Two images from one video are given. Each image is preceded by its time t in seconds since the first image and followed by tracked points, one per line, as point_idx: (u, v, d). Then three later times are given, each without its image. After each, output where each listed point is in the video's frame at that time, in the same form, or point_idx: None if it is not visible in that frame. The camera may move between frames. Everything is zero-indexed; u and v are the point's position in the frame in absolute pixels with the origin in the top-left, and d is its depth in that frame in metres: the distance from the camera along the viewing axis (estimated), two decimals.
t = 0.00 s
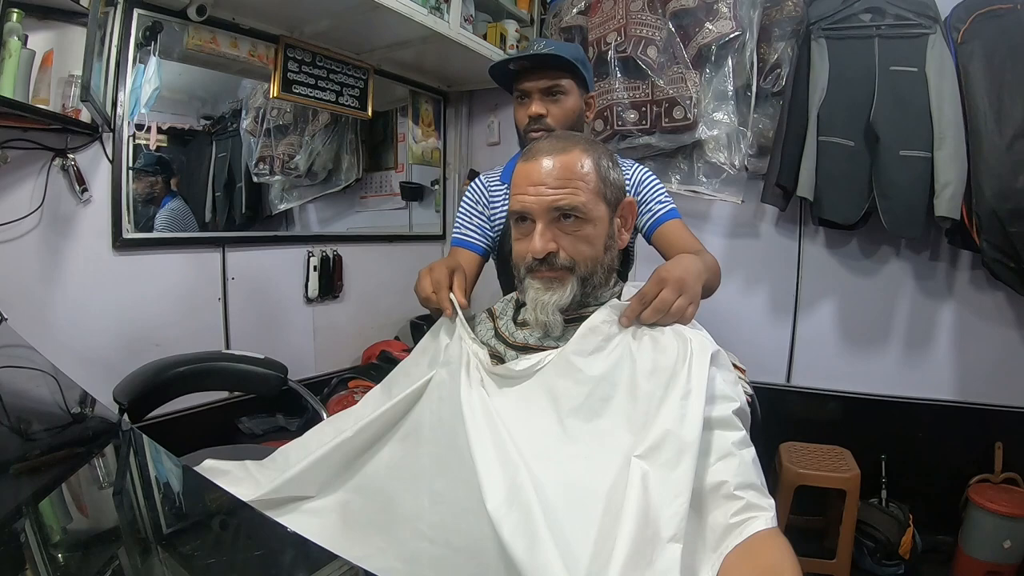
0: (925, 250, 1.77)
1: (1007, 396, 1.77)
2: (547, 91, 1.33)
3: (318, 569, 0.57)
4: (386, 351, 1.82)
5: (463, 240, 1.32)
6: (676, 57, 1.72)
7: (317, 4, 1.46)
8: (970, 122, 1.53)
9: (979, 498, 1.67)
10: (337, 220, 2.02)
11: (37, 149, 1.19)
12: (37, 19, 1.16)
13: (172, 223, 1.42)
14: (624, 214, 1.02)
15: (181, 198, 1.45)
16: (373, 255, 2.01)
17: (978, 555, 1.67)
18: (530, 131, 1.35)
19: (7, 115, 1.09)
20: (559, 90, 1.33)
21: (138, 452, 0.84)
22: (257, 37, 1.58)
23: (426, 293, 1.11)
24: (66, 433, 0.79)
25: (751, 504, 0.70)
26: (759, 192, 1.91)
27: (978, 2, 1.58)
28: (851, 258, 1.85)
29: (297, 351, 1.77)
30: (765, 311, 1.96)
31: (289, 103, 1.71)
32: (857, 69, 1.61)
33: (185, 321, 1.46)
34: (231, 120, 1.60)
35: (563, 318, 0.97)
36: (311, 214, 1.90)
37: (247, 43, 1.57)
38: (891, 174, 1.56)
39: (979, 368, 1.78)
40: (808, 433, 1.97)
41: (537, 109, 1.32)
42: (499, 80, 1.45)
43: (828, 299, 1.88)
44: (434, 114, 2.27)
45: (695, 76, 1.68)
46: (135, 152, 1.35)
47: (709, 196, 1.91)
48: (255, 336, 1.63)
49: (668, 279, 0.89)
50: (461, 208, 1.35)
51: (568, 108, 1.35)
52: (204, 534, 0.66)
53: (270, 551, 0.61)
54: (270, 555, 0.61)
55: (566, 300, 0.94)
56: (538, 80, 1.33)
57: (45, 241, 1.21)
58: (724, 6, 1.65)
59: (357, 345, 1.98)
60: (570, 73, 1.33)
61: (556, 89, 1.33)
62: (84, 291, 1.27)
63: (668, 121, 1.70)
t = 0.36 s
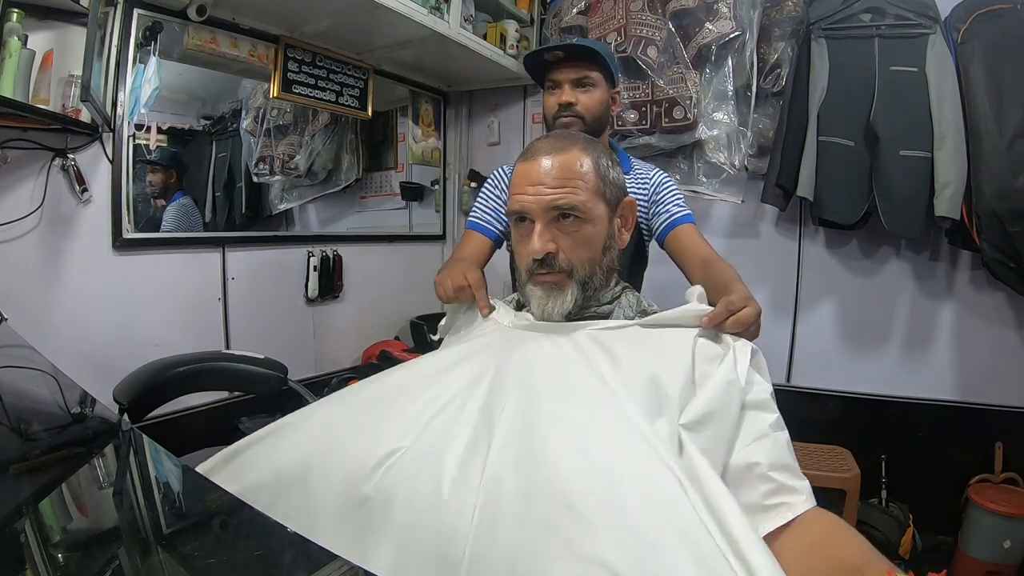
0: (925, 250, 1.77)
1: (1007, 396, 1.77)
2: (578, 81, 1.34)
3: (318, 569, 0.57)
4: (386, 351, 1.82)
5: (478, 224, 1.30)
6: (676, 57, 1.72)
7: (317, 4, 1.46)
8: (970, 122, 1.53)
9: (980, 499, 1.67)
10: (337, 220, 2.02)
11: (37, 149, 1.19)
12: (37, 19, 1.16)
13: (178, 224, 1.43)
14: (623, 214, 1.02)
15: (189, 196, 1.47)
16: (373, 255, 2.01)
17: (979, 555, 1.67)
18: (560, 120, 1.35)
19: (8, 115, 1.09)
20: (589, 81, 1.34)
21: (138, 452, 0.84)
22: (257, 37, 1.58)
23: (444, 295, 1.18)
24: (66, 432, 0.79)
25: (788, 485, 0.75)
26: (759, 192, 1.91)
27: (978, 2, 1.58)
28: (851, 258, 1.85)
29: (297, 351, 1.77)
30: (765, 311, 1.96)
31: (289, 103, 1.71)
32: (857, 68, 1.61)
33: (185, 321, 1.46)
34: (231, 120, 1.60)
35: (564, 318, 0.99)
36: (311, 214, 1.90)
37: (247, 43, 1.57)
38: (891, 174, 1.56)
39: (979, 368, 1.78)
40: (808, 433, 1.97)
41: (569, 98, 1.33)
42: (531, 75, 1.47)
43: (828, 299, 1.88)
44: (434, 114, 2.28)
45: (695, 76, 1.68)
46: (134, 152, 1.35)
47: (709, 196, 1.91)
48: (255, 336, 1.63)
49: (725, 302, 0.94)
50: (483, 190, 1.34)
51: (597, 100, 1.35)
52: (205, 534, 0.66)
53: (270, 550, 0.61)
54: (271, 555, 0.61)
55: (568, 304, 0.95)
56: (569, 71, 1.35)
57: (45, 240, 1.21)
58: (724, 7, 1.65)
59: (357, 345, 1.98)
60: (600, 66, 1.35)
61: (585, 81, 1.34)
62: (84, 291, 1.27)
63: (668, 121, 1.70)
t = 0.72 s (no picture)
0: (925, 250, 1.77)
1: (1007, 396, 1.77)
2: (606, 83, 1.39)
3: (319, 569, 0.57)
4: (385, 352, 1.82)
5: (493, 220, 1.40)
6: (677, 57, 1.72)
7: (317, 4, 1.46)
8: (970, 122, 1.53)
9: (980, 499, 1.67)
10: (337, 220, 2.02)
11: (37, 149, 1.19)
12: (37, 19, 1.16)
13: (181, 222, 1.45)
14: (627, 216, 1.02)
15: (191, 196, 1.48)
16: (372, 255, 2.01)
17: (979, 556, 1.67)
18: (591, 118, 1.39)
19: (8, 115, 1.09)
20: (618, 82, 1.38)
21: (138, 453, 0.84)
22: (257, 37, 1.58)
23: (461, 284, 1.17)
24: (67, 432, 0.79)
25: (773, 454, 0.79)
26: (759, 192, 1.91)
27: (978, 2, 1.58)
28: (851, 258, 1.85)
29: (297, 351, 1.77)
30: (765, 311, 1.96)
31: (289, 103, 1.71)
32: (857, 68, 1.61)
33: (185, 321, 1.46)
34: (231, 120, 1.60)
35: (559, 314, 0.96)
36: (311, 214, 1.89)
37: (247, 43, 1.57)
38: (891, 174, 1.56)
39: (979, 368, 1.78)
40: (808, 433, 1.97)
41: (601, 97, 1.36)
42: (560, 74, 1.50)
43: (828, 299, 1.88)
44: (434, 114, 2.28)
45: (695, 76, 1.68)
46: (134, 152, 1.35)
47: (709, 196, 1.91)
48: (255, 337, 1.63)
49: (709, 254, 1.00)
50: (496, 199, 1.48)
51: (625, 100, 1.39)
52: (205, 534, 0.66)
53: (271, 550, 0.61)
54: (270, 556, 0.61)
55: (562, 296, 0.93)
56: (599, 72, 1.39)
57: (45, 241, 1.21)
58: (724, 7, 1.65)
59: (357, 345, 1.98)
60: (627, 67, 1.39)
61: (614, 81, 1.39)
62: (84, 290, 1.27)
63: (668, 122, 1.70)
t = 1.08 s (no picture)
0: (925, 249, 1.77)
1: (1007, 396, 1.77)
2: (565, 83, 1.43)
3: (318, 570, 0.57)
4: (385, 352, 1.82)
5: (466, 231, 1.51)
6: (677, 57, 1.72)
7: (317, 4, 1.46)
8: (970, 122, 1.53)
9: (979, 499, 1.67)
10: (337, 220, 2.02)
11: (37, 149, 1.19)
12: (36, 19, 1.16)
13: (178, 223, 1.44)
14: (619, 212, 1.02)
15: (191, 194, 1.48)
16: (372, 255, 2.01)
17: (978, 555, 1.67)
18: (549, 120, 1.44)
19: (8, 115, 1.09)
20: (575, 82, 1.43)
21: (138, 452, 0.84)
22: (257, 37, 1.58)
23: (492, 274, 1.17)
24: (66, 432, 0.79)
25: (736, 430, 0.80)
26: (759, 192, 1.91)
27: (978, 2, 1.58)
28: (851, 258, 1.85)
29: (297, 351, 1.77)
30: (765, 311, 1.96)
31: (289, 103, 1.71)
32: (857, 68, 1.61)
33: (185, 321, 1.46)
34: (231, 120, 1.59)
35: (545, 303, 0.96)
36: (311, 214, 1.89)
37: (247, 43, 1.57)
38: (891, 174, 1.56)
39: (979, 368, 1.78)
40: (808, 433, 1.97)
41: (559, 100, 1.42)
42: (519, 75, 1.53)
43: (827, 299, 1.88)
44: (434, 114, 2.28)
45: (695, 76, 1.68)
46: (134, 152, 1.35)
47: (709, 196, 1.91)
48: (255, 336, 1.63)
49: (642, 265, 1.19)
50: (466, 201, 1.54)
51: (584, 99, 1.45)
52: (204, 534, 0.66)
53: (270, 549, 0.61)
54: (270, 555, 0.61)
55: (546, 287, 0.93)
56: (558, 73, 1.43)
57: (45, 241, 1.21)
58: (724, 7, 1.65)
59: (357, 345, 1.98)
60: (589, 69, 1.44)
61: (573, 82, 1.43)
62: (84, 290, 1.27)
63: (668, 122, 1.70)
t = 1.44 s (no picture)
0: (926, 250, 1.77)
1: (1007, 396, 1.77)
2: (521, 82, 1.48)
3: (318, 570, 0.57)
4: (385, 352, 1.82)
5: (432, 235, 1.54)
6: (677, 57, 1.72)
7: (317, 4, 1.46)
8: (970, 121, 1.53)
9: (979, 499, 1.67)
10: (337, 220, 2.02)
11: (37, 148, 1.19)
12: (36, 19, 1.16)
13: (171, 221, 1.42)
14: (618, 212, 1.01)
15: (190, 193, 1.47)
16: (372, 254, 2.01)
17: (978, 556, 1.67)
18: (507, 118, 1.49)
19: (7, 115, 1.09)
20: (530, 79, 1.48)
21: (138, 453, 0.84)
22: (257, 37, 1.58)
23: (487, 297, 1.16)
24: (66, 432, 0.79)
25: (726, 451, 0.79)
26: (759, 192, 1.91)
27: (978, 2, 1.58)
28: (851, 258, 1.85)
29: (297, 351, 1.77)
30: (765, 311, 1.96)
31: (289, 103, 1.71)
32: (857, 68, 1.61)
33: (185, 321, 1.46)
34: (231, 120, 1.59)
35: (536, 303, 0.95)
36: (311, 214, 1.89)
37: (247, 43, 1.57)
38: (891, 174, 1.56)
39: (979, 369, 1.78)
40: (808, 433, 1.97)
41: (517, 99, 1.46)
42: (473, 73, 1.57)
43: (827, 299, 1.88)
44: (434, 114, 2.28)
45: (695, 76, 1.68)
46: (134, 153, 1.35)
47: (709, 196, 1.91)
48: (255, 336, 1.63)
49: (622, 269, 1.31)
50: (429, 204, 1.55)
51: (540, 96, 1.50)
52: (205, 534, 0.66)
53: (270, 550, 0.61)
54: (271, 555, 0.61)
55: (539, 281, 0.92)
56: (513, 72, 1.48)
57: (45, 241, 1.21)
58: (724, 7, 1.65)
59: (358, 345, 1.98)
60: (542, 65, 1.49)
61: (529, 79, 1.49)
62: (84, 290, 1.27)
63: (668, 122, 1.70)
